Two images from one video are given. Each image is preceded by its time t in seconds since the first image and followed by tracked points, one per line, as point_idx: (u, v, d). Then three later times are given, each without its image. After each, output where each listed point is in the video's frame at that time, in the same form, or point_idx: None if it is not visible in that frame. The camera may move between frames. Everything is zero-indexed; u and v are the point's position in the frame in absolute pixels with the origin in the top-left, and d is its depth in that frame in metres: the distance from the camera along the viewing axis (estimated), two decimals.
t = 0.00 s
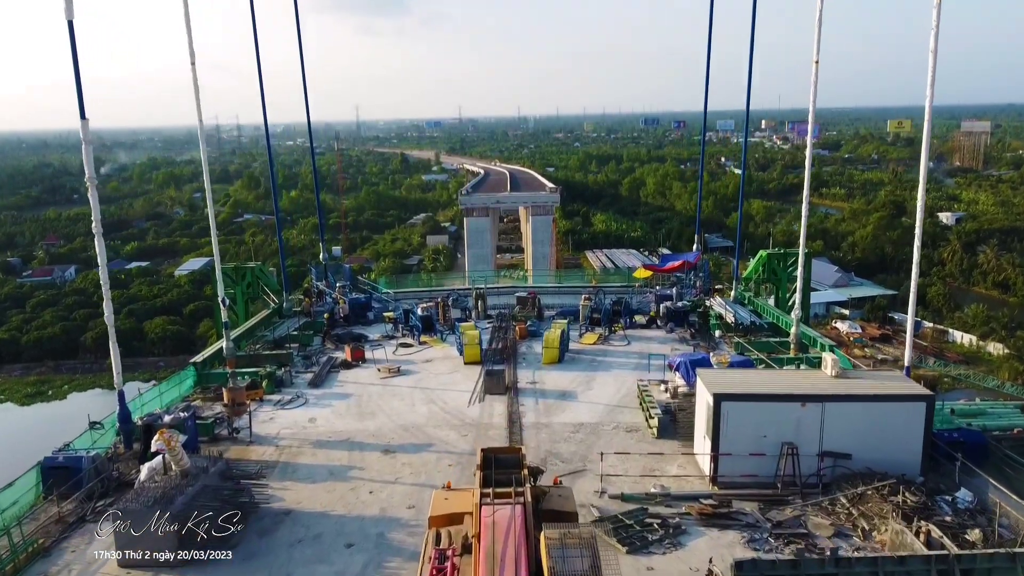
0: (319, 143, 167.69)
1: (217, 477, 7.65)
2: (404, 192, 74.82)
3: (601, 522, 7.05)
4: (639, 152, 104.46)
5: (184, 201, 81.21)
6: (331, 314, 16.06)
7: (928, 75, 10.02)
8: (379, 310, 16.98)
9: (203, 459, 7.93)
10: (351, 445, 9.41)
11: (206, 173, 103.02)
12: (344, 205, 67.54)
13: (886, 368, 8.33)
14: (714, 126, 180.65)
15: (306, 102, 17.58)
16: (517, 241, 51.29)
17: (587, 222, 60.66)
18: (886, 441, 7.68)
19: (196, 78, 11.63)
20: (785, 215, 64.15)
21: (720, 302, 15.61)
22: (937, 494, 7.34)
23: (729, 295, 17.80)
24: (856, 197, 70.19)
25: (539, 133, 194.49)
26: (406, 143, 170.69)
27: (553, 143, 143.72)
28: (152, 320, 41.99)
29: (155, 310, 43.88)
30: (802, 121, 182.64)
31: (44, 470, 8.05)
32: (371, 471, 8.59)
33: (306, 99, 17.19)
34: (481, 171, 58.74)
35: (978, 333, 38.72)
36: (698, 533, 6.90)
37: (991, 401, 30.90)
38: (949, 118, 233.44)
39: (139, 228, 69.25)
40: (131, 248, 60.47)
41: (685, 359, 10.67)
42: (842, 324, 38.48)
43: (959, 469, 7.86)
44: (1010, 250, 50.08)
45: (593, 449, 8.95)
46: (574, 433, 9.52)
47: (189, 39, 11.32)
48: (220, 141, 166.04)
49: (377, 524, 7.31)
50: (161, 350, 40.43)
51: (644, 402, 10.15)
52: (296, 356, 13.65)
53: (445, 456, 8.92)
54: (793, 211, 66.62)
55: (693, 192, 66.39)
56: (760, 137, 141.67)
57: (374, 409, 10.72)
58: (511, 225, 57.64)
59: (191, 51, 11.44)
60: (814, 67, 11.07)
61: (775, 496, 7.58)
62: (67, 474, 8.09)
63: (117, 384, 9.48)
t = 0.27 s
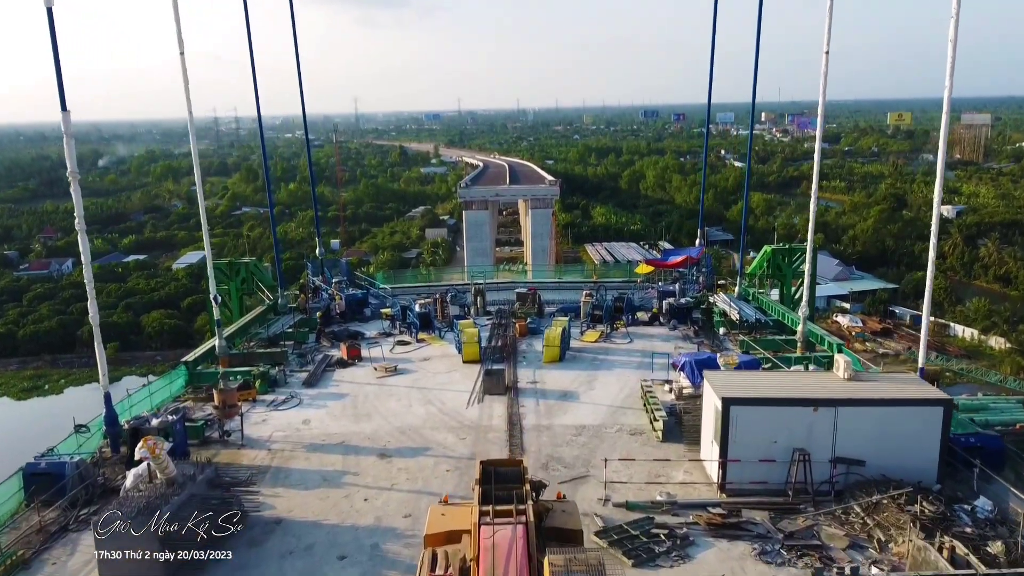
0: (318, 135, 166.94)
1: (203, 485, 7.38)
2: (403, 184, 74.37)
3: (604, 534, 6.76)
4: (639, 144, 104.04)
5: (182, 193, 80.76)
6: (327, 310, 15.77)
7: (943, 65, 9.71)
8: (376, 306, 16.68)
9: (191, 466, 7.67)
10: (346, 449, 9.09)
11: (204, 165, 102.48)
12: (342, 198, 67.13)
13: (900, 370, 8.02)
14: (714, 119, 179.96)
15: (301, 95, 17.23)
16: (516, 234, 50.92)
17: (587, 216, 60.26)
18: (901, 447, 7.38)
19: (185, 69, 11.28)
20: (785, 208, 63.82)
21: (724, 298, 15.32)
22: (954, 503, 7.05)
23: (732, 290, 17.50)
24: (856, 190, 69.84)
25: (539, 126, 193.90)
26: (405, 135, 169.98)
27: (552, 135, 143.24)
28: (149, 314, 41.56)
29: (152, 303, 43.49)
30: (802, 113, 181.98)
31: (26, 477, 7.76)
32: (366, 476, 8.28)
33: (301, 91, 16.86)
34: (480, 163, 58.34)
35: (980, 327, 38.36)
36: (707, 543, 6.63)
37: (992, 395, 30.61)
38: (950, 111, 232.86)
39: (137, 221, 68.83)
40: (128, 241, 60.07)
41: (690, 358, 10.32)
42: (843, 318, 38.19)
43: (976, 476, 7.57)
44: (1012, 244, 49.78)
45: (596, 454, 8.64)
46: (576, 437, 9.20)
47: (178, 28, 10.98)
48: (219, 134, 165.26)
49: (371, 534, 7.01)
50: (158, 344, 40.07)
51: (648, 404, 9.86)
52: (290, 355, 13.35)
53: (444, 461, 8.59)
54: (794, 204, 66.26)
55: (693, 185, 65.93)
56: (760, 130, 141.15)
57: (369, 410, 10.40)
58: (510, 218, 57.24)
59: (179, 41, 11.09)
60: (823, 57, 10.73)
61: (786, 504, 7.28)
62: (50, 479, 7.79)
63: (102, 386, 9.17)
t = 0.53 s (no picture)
0: (316, 129, 166.12)
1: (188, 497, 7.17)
2: (400, 178, 73.91)
3: (608, 548, 6.46)
4: (637, 138, 103.59)
5: (179, 187, 80.25)
6: (322, 308, 15.48)
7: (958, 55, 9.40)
8: (373, 302, 16.37)
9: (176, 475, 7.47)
10: (340, 454, 8.79)
11: (201, 158, 101.87)
12: (340, 191, 66.68)
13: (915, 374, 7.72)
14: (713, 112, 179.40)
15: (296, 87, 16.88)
16: (514, 228, 50.55)
17: (585, 209, 59.90)
18: (918, 454, 7.08)
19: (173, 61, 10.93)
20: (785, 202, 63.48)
21: (728, 295, 15.01)
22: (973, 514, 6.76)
23: (735, 287, 17.21)
24: (856, 183, 69.49)
25: (538, 118, 193.28)
26: (402, 129, 169.19)
27: (550, 129, 142.67)
28: (145, 309, 41.15)
29: (149, 298, 43.06)
30: (801, 106, 181.39)
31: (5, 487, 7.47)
32: (360, 484, 7.98)
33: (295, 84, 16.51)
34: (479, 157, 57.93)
35: (980, 321, 38.07)
36: (716, 557, 6.35)
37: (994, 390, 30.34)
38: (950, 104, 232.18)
39: (133, 215, 68.32)
40: (125, 235, 59.59)
41: (694, 359, 9.93)
42: (843, 313, 37.86)
43: (995, 485, 7.28)
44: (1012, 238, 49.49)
45: (598, 460, 8.34)
46: (578, 442, 8.90)
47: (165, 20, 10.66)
48: (216, 127, 164.36)
49: (365, 547, 6.73)
50: (155, 339, 39.66)
51: (652, 406, 9.56)
52: (284, 354, 13.05)
53: (441, 467, 8.29)
54: (793, 198, 65.94)
55: (692, 179, 65.57)
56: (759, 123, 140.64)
57: (364, 413, 10.09)
58: (508, 212, 56.89)
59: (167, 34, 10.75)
60: (833, 48, 10.42)
61: (798, 514, 6.98)
62: (31, 489, 7.50)
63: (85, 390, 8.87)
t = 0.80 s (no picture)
0: (314, 123, 165.54)
1: (175, 508, 6.94)
2: (398, 172, 73.50)
3: (611, 562, 6.16)
4: (636, 132, 103.18)
5: (176, 181, 79.72)
6: (318, 305, 15.16)
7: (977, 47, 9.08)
8: (369, 299, 16.04)
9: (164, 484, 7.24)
10: (333, 461, 8.49)
11: (199, 152, 101.25)
12: (337, 186, 66.30)
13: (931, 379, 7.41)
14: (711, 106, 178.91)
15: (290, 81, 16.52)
16: (513, 223, 50.29)
17: (584, 203, 59.53)
18: (937, 463, 6.78)
19: (159, 54, 10.57)
20: (785, 196, 63.17)
21: (731, 292, 14.71)
22: (994, 528, 6.47)
23: (738, 284, 16.91)
24: (855, 177, 69.19)
25: (536, 112, 192.75)
26: (400, 122, 168.55)
27: (549, 123, 142.23)
28: (142, 303, 40.75)
29: (145, 292, 42.63)
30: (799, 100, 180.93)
31: None
32: (354, 492, 7.68)
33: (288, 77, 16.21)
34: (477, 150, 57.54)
35: (980, 316, 37.81)
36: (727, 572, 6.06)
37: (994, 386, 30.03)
38: (948, 97, 231.78)
39: (130, 209, 67.85)
40: (121, 229, 59.15)
41: (699, 360, 9.63)
42: (844, 307, 37.59)
43: (1015, 496, 6.98)
44: (1012, 232, 49.23)
45: (601, 468, 8.02)
46: (579, 448, 8.59)
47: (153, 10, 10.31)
48: (214, 121, 163.74)
49: (358, 562, 6.43)
50: (151, 334, 39.23)
51: (656, 410, 9.26)
52: (277, 354, 12.73)
53: (438, 475, 7.98)
54: (792, 192, 65.67)
55: (691, 172, 65.20)
56: (757, 116, 140.34)
57: (358, 417, 9.78)
58: (506, 206, 56.52)
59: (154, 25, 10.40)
60: (845, 39, 10.10)
61: (810, 526, 6.70)
62: (11, 498, 7.24)
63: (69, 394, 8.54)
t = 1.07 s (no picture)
0: (313, 116, 165.00)
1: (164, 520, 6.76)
2: (397, 166, 73.11)
3: None
4: (635, 126, 102.80)
5: (174, 175, 79.27)
6: (314, 304, 14.85)
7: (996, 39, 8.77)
8: (366, 298, 15.72)
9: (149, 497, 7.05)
10: (327, 469, 8.18)
11: (197, 146, 100.75)
12: (336, 180, 65.88)
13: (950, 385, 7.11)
14: (711, 100, 178.15)
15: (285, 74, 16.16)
16: (512, 217, 49.97)
17: (583, 197, 59.21)
18: (958, 473, 6.49)
19: (146, 47, 10.23)
20: (785, 190, 62.86)
21: (736, 291, 14.40)
22: (1019, 542, 6.18)
23: (742, 281, 16.59)
24: (855, 171, 68.85)
25: (535, 106, 192.11)
26: (399, 116, 167.83)
27: (548, 116, 141.72)
28: (139, 299, 40.28)
29: (142, 287, 42.27)
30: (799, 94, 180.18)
31: None
32: (348, 502, 7.38)
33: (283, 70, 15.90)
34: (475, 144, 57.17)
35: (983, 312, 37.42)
36: None
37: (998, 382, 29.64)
38: (948, 91, 230.91)
39: (127, 204, 67.44)
40: (119, 224, 58.75)
41: (706, 363, 9.32)
42: (844, 302, 37.30)
43: None
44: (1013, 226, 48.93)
45: (605, 476, 7.73)
46: (582, 455, 8.28)
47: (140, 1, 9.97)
48: (212, 114, 163.11)
49: None
50: (148, 330, 38.88)
51: (661, 414, 8.96)
52: (272, 355, 12.41)
53: (435, 484, 7.67)
54: (792, 186, 65.33)
55: (691, 166, 64.83)
56: (756, 110, 139.79)
57: (354, 421, 9.46)
58: (506, 201, 56.08)
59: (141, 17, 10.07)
60: (856, 30, 9.78)
61: (826, 540, 6.41)
62: None
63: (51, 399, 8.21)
